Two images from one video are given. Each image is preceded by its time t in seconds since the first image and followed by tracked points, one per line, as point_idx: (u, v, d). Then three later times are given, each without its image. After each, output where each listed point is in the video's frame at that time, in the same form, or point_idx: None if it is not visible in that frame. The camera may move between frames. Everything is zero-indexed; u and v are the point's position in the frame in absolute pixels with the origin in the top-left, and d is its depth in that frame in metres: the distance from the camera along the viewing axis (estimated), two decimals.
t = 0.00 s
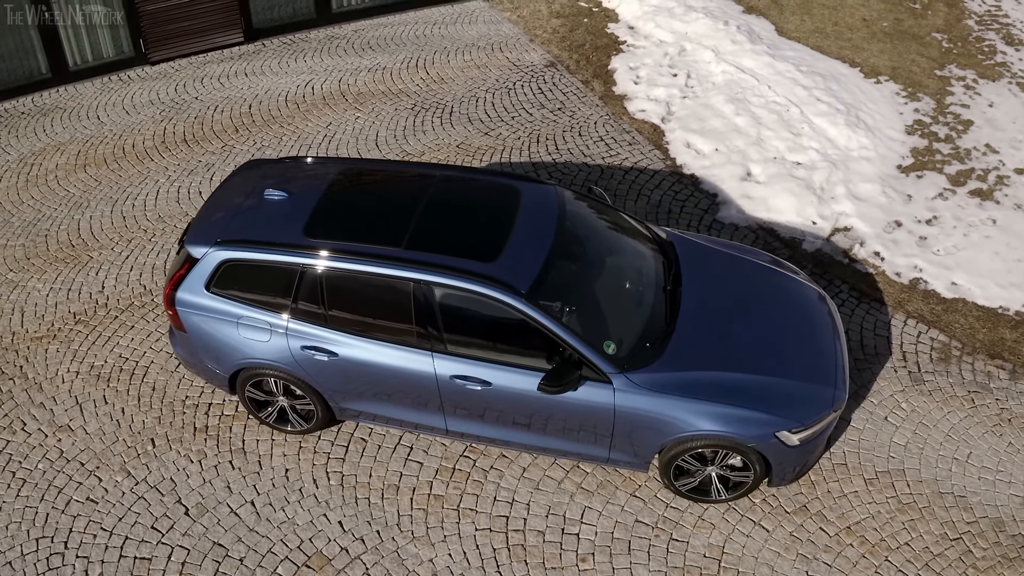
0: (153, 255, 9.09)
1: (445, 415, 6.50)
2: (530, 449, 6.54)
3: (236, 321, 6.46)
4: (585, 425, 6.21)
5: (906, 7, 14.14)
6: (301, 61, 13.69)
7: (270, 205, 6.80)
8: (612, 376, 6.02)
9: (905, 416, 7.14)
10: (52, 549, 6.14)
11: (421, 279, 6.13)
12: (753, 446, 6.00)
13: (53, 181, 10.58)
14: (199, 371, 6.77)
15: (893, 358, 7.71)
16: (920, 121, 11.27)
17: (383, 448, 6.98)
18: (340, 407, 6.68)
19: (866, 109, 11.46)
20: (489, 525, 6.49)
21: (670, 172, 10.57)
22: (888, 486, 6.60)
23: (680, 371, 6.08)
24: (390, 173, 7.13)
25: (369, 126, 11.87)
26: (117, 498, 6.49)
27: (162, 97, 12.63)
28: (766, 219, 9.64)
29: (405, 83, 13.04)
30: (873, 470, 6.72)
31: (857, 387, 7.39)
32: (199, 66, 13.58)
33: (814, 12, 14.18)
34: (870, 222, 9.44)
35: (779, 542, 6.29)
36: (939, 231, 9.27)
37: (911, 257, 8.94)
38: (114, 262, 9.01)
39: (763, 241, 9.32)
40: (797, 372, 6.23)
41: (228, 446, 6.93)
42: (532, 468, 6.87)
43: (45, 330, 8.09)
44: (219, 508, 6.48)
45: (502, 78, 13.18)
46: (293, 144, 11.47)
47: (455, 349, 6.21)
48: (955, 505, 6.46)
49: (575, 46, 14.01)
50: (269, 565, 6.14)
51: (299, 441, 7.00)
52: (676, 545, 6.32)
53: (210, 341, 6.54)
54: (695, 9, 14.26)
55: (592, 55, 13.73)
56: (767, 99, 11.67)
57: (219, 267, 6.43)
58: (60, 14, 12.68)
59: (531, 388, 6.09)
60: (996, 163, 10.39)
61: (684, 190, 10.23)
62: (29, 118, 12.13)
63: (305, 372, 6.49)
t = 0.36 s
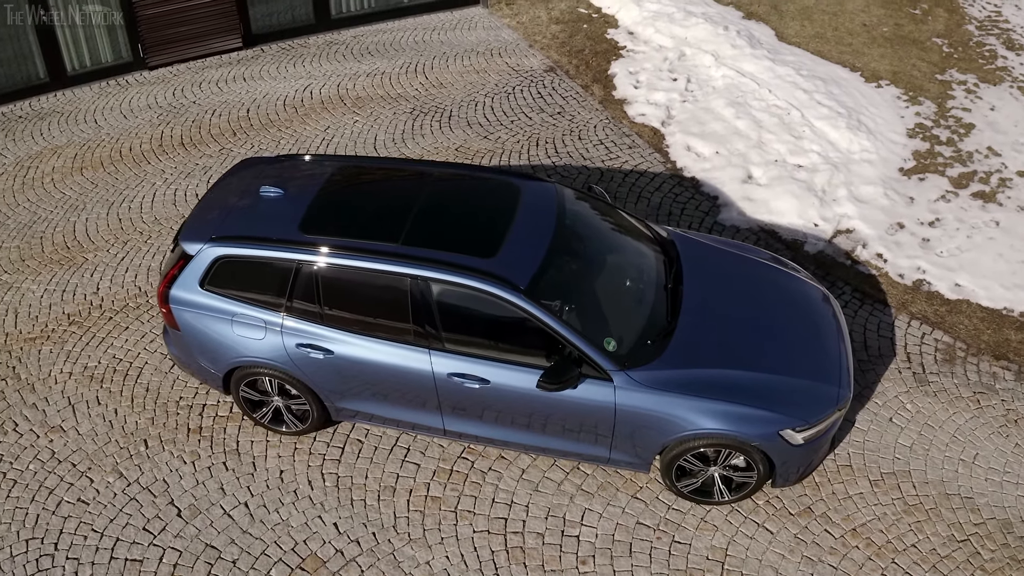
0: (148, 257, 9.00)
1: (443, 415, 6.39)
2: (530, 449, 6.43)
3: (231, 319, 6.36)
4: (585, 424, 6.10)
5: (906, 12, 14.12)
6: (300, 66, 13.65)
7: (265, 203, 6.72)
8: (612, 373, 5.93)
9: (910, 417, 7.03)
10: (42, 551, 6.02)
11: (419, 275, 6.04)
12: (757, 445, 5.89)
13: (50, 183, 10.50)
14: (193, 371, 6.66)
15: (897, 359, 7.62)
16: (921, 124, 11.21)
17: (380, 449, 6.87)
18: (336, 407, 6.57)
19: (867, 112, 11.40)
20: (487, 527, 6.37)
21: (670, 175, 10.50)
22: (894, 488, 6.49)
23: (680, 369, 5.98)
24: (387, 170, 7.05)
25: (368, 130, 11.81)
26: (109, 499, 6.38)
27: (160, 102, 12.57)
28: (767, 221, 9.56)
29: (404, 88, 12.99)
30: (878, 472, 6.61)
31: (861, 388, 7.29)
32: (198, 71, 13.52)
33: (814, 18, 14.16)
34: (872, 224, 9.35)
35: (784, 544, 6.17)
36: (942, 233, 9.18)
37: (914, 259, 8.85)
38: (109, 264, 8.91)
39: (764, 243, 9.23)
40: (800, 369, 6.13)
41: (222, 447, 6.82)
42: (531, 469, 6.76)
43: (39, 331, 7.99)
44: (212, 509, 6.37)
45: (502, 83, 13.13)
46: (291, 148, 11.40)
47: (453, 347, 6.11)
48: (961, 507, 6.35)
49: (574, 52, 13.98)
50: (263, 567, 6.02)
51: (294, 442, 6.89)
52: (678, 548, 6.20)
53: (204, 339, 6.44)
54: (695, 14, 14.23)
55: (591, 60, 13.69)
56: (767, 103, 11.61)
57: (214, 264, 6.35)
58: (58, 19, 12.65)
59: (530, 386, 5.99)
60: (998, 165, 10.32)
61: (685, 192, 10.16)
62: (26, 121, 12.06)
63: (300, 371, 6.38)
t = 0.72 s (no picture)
0: (144, 261, 8.91)
1: (440, 417, 6.28)
2: (528, 452, 6.31)
3: (225, 319, 6.27)
4: (585, 426, 5.99)
5: (906, 21, 14.10)
6: (299, 74, 13.61)
7: (261, 203, 6.65)
8: (612, 373, 5.83)
9: (915, 420, 6.93)
10: (31, 555, 5.90)
11: (416, 273, 5.96)
12: (760, 446, 5.78)
13: (45, 188, 10.42)
14: (186, 372, 6.56)
15: (901, 362, 7.52)
16: (923, 130, 11.15)
17: (376, 453, 6.76)
18: (331, 409, 6.46)
19: (868, 118, 11.35)
20: (485, 531, 6.25)
21: (670, 181, 10.43)
22: (899, 491, 6.38)
23: (681, 369, 5.88)
24: (385, 171, 6.98)
25: (366, 137, 11.75)
26: (100, 503, 6.26)
27: (158, 109, 12.51)
28: (768, 226, 9.48)
29: (403, 95, 12.94)
30: (883, 475, 6.50)
31: (865, 392, 7.19)
32: (196, 79, 13.47)
33: (814, 26, 14.15)
34: (874, 229, 9.27)
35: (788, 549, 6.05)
36: (944, 237, 9.10)
37: (916, 263, 8.76)
38: (104, 268, 8.82)
39: (766, 247, 9.15)
40: (803, 370, 6.04)
41: (216, 451, 6.71)
42: (530, 473, 6.64)
43: (32, 335, 7.89)
44: (205, 513, 6.24)
45: (501, 90, 13.09)
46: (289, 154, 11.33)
47: (450, 347, 6.02)
48: (968, 511, 6.24)
49: (574, 60, 13.94)
50: (256, 572, 5.90)
51: (289, 445, 6.78)
52: (680, 552, 6.08)
53: (197, 339, 6.34)
54: (694, 22, 14.20)
55: (591, 68, 13.65)
56: (768, 109, 11.56)
57: (209, 263, 6.27)
58: (56, 26, 12.64)
59: (529, 385, 5.89)
60: (1000, 171, 10.25)
61: (685, 197, 10.08)
62: (23, 128, 12.00)
63: (294, 372, 6.28)
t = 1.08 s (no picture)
0: (139, 265, 8.82)
1: (437, 418, 6.17)
2: (527, 455, 6.20)
3: (219, 318, 6.18)
4: (584, 427, 5.89)
5: (906, 29, 14.09)
6: (298, 82, 13.56)
7: (257, 203, 6.57)
8: (613, 372, 5.74)
9: (920, 423, 6.83)
10: (20, 558, 5.78)
11: (413, 270, 5.87)
12: (764, 447, 5.68)
13: (42, 194, 10.34)
14: (180, 374, 6.46)
15: (905, 366, 7.42)
16: (924, 136, 11.09)
17: (372, 456, 6.65)
18: (326, 411, 6.36)
19: (869, 124, 11.30)
20: (483, 535, 6.14)
21: (670, 186, 10.36)
22: (905, 495, 6.27)
23: (682, 368, 5.79)
24: (384, 172, 6.90)
25: (365, 143, 11.69)
26: (91, 506, 6.15)
27: (156, 115, 12.46)
28: (770, 230, 9.40)
29: (402, 103, 12.89)
30: (889, 479, 6.39)
31: (869, 395, 7.09)
32: (195, 86, 13.42)
33: (814, 35, 14.14)
34: (876, 233, 9.19)
35: (793, 553, 5.93)
36: (947, 241, 9.03)
37: (919, 266, 8.67)
38: (99, 272, 8.73)
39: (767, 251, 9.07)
40: (805, 369, 5.94)
41: (209, 454, 6.60)
42: (529, 477, 6.53)
43: (25, 338, 7.80)
44: (197, 517, 6.13)
45: (500, 98, 13.04)
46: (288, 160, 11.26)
47: (447, 346, 5.92)
48: (976, 514, 6.12)
49: (573, 69, 13.92)
50: None
51: (284, 449, 6.67)
52: (683, 557, 5.96)
53: (191, 339, 6.24)
54: (694, 31, 14.18)
55: (590, 76, 13.61)
56: (768, 115, 11.51)
57: (203, 262, 6.18)
58: (55, 32, 12.63)
59: (528, 385, 5.79)
60: (1002, 176, 10.18)
61: (686, 202, 10.01)
62: (21, 134, 11.94)
63: (289, 373, 6.18)
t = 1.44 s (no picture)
0: (135, 269, 8.73)
1: (434, 420, 6.06)
2: (526, 457, 6.09)
3: (213, 317, 6.09)
4: (584, 428, 5.78)
5: (906, 38, 14.07)
6: (296, 89, 13.52)
7: (253, 202, 6.50)
8: (612, 371, 5.64)
9: (925, 426, 6.72)
10: (8, 560, 5.66)
11: (410, 267, 5.79)
12: (767, 448, 5.57)
13: (38, 199, 10.26)
14: (173, 375, 6.37)
15: (909, 369, 7.32)
16: (925, 143, 11.04)
17: (368, 460, 6.54)
18: (322, 412, 6.25)
19: (870, 131, 11.24)
20: (480, 539, 6.02)
21: (671, 192, 10.29)
22: (911, 498, 6.16)
23: (683, 367, 5.69)
24: (383, 173, 6.81)
25: (363, 150, 11.63)
26: (81, 508, 6.03)
27: (154, 122, 12.40)
28: (771, 235, 9.31)
29: (401, 110, 12.85)
30: (895, 482, 6.28)
31: (873, 398, 6.99)
32: (193, 94, 13.36)
33: (814, 43, 14.12)
34: (878, 237, 9.11)
35: (797, 557, 5.82)
36: (950, 246, 8.95)
37: (922, 270, 8.59)
38: (94, 276, 8.64)
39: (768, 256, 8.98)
40: (808, 369, 5.84)
41: (202, 457, 6.49)
42: (528, 480, 6.42)
43: (18, 341, 7.70)
44: (189, 520, 6.01)
45: (499, 105, 13.00)
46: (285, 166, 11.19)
47: (444, 344, 5.82)
48: (983, 517, 6.01)
49: (573, 77, 13.89)
50: None
51: (278, 452, 6.56)
52: (685, 561, 5.84)
53: (184, 339, 6.15)
54: (694, 39, 14.16)
55: (590, 84, 13.58)
56: (768, 122, 11.46)
57: (198, 260, 6.11)
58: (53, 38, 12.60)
59: (527, 384, 5.70)
60: (1005, 181, 10.12)
61: (686, 208, 9.94)
62: (18, 141, 11.88)
63: (284, 373, 6.08)
